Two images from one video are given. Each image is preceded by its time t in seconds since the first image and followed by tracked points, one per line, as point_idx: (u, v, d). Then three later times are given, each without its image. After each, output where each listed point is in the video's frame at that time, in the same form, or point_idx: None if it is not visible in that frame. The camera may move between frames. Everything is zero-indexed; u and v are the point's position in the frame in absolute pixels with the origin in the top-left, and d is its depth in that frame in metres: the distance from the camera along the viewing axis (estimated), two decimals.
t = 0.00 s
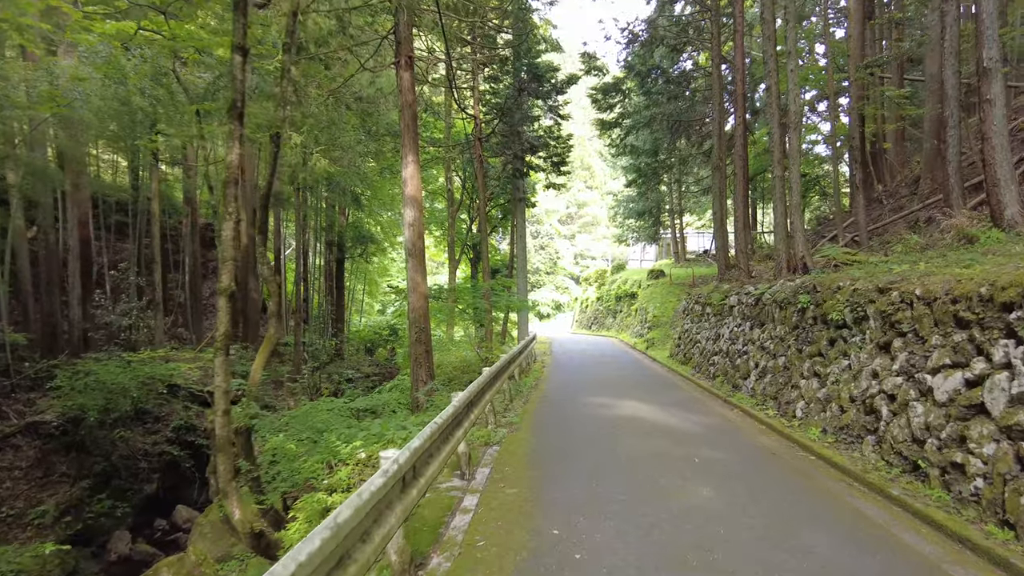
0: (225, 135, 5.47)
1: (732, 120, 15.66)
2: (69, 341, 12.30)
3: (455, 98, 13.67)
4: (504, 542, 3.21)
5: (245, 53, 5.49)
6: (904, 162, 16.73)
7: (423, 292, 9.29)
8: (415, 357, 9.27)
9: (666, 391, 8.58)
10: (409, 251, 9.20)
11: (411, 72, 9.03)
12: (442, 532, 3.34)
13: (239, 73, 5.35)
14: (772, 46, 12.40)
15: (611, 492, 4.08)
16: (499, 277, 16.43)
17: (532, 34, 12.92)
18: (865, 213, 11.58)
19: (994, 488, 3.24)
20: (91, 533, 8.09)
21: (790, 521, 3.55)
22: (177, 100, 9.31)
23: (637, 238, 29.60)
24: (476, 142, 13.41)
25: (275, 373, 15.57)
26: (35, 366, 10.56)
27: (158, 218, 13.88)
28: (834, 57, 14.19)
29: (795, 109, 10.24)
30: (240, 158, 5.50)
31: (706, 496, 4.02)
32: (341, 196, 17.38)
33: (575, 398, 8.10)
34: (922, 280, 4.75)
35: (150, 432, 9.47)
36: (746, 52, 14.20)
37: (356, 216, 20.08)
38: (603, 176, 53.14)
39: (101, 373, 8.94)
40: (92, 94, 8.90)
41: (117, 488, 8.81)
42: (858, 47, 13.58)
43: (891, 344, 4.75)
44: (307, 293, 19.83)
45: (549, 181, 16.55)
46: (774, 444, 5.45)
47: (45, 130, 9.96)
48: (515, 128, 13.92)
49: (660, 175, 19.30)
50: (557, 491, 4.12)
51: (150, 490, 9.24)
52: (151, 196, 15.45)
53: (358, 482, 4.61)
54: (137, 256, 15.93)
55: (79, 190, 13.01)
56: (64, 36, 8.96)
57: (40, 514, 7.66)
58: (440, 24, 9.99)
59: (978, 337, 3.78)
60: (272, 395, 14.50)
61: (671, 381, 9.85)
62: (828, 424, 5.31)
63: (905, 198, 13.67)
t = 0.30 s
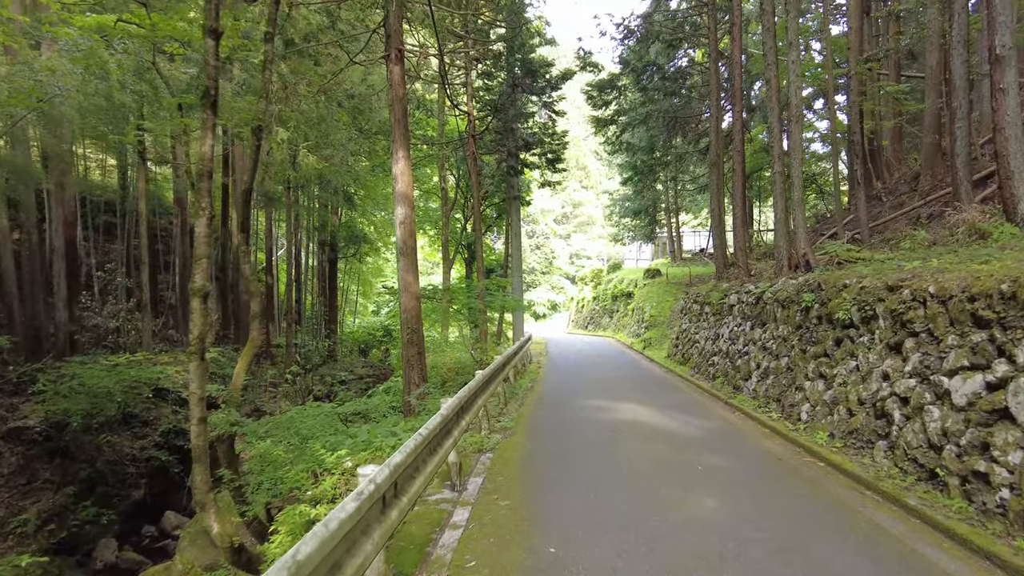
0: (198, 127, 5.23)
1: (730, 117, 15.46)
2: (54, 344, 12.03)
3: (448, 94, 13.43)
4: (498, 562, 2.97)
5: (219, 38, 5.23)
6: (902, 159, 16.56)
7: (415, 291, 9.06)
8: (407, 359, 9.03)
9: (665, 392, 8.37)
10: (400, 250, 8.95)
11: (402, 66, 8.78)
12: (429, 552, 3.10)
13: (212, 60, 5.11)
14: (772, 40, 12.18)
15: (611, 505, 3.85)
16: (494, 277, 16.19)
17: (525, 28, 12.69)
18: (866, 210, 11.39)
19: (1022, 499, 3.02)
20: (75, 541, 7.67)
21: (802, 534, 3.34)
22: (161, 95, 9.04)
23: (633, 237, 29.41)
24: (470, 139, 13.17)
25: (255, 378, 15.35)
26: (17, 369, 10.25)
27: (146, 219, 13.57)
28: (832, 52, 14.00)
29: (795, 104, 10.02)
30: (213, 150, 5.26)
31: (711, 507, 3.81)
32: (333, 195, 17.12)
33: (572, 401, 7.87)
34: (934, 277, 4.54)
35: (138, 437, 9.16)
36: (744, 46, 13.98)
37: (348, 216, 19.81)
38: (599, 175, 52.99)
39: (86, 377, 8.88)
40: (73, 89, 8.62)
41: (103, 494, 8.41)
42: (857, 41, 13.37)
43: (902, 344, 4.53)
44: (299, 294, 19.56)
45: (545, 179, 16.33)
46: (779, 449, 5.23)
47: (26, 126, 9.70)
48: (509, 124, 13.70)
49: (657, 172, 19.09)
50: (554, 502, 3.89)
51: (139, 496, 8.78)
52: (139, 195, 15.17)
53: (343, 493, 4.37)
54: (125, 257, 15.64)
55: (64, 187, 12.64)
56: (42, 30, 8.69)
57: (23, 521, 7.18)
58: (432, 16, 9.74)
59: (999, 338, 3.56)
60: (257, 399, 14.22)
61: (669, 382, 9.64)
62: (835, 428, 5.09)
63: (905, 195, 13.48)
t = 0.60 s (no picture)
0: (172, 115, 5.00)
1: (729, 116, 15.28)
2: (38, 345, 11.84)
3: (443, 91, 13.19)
4: None
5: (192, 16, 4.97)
6: (903, 158, 16.39)
7: (409, 292, 8.82)
8: (400, 361, 8.79)
9: (665, 395, 8.16)
10: (393, 249, 8.72)
11: (394, 60, 8.55)
12: (419, 571, 2.87)
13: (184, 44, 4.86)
14: (774, 35, 11.97)
15: (614, 517, 3.62)
16: (489, 277, 15.94)
17: (521, 23, 12.47)
18: (869, 209, 11.19)
19: None
20: (58, 548, 7.27)
21: (820, 549, 3.12)
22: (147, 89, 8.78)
23: (629, 237, 29.24)
24: (465, 137, 12.95)
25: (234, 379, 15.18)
26: None
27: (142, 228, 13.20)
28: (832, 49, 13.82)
29: (796, 101, 9.83)
30: (187, 139, 5.04)
31: (720, 519, 3.59)
32: (326, 194, 16.85)
33: (569, 404, 7.64)
34: (952, 275, 4.32)
35: (124, 441, 8.92)
36: (743, 43, 13.79)
37: (342, 215, 19.56)
38: (594, 176, 52.85)
39: (69, 379, 8.49)
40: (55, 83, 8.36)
41: (87, 500, 8.05)
42: (858, 37, 13.18)
43: (917, 346, 4.32)
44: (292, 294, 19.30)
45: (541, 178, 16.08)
46: (787, 455, 5.01)
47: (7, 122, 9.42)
48: (505, 122, 13.48)
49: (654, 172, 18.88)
50: (554, 514, 3.65)
51: (125, 502, 8.45)
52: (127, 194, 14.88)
53: (330, 504, 4.12)
54: (114, 257, 15.35)
55: (48, 186, 12.34)
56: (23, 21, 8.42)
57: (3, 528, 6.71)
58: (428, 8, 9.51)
59: None
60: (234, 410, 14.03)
61: (668, 384, 9.43)
62: (846, 433, 4.87)
63: (906, 194, 13.31)
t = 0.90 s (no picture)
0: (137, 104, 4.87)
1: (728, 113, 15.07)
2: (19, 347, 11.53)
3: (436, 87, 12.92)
4: None
5: None
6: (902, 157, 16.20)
7: (400, 293, 8.55)
8: (391, 364, 8.52)
9: (664, 400, 7.92)
10: (384, 248, 8.44)
11: (385, 53, 8.28)
12: None
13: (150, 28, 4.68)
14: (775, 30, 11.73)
15: (617, 536, 3.37)
16: (484, 277, 15.67)
17: (516, 17, 12.22)
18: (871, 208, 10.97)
19: None
20: (38, 558, 6.93)
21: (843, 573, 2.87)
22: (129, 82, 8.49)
23: (625, 237, 29.00)
24: (459, 134, 12.69)
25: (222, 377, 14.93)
26: None
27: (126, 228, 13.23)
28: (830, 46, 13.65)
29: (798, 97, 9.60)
30: (153, 126, 4.88)
31: (732, 538, 3.34)
32: (318, 192, 16.58)
33: (567, 409, 7.38)
34: (973, 276, 4.08)
35: (109, 446, 8.53)
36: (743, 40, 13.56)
37: (334, 215, 19.26)
38: (590, 176, 52.64)
39: (49, 382, 8.02)
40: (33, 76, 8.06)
41: (69, 506, 7.66)
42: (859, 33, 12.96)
43: (936, 350, 4.08)
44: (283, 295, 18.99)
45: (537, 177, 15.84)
46: (797, 465, 4.76)
47: None
48: (500, 120, 13.23)
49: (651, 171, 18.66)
50: (553, 534, 3.38)
51: (110, 508, 8.06)
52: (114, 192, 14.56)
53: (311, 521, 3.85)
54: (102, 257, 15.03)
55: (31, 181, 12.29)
56: None
57: None
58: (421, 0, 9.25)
59: None
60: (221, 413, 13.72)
61: (667, 388, 9.19)
62: (858, 442, 4.63)
63: (907, 193, 13.12)
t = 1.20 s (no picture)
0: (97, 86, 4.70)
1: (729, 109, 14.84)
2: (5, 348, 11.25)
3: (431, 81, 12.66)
4: None
5: None
6: (904, 153, 15.99)
7: (393, 291, 8.30)
8: (384, 364, 8.27)
9: (666, 400, 7.69)
10: (376, 245, 8.21)
11: (377, 44, 8.04)
12: None
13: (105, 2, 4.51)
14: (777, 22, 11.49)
15: (620, 549, 3.13)
16: (480, 275, 15.43)
17: (512, 9, 11.98)
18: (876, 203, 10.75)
19: None
20: (21, 564, 6.40)
21: None
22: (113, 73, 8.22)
23: (623, 235, 28.78)
24: (454, 129, 12.45)
25: (212, 375, 14.76)
26: None
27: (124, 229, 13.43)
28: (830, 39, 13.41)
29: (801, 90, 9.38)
30: (115, 107, 4.72)
31: (743, 551, 3.11)
32: (312, 190, 16.31)
33: (565, 410, 7.15)
34: (997, 270, 3.85)
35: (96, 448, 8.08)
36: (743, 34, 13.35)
37: (329, 213, 19.00)
38: (587, 174, 52.41)
39: (33, 383, 7.90)
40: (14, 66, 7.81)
41: (55, 511, 7.19)
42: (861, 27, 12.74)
43: (958, 349, 3.85)
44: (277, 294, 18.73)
45: (534, 173, 15.60)
46: (809, 470, 4.52)
47: None
48: (496, 114, 12.99)
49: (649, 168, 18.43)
50: (553, 548, 3.13)
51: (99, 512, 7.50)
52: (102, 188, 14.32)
53: (292, 533, 3.61)
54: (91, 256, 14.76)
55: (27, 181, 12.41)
56: None
57: None
58: None
59: None
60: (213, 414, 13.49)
61: (668, 388, 8.97)
62: (872, 446, 4.40)
63: (911, 189, 12.91)
